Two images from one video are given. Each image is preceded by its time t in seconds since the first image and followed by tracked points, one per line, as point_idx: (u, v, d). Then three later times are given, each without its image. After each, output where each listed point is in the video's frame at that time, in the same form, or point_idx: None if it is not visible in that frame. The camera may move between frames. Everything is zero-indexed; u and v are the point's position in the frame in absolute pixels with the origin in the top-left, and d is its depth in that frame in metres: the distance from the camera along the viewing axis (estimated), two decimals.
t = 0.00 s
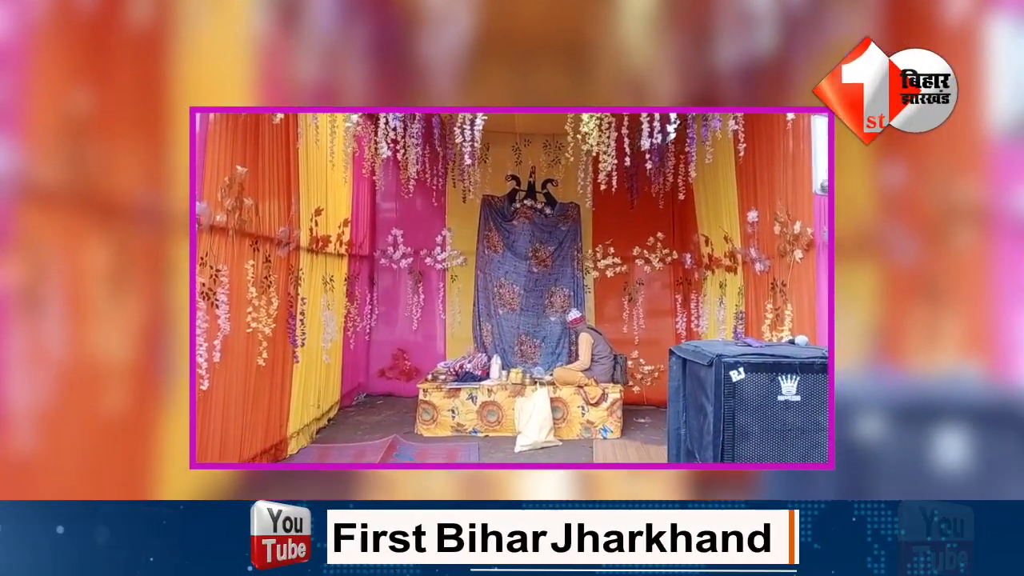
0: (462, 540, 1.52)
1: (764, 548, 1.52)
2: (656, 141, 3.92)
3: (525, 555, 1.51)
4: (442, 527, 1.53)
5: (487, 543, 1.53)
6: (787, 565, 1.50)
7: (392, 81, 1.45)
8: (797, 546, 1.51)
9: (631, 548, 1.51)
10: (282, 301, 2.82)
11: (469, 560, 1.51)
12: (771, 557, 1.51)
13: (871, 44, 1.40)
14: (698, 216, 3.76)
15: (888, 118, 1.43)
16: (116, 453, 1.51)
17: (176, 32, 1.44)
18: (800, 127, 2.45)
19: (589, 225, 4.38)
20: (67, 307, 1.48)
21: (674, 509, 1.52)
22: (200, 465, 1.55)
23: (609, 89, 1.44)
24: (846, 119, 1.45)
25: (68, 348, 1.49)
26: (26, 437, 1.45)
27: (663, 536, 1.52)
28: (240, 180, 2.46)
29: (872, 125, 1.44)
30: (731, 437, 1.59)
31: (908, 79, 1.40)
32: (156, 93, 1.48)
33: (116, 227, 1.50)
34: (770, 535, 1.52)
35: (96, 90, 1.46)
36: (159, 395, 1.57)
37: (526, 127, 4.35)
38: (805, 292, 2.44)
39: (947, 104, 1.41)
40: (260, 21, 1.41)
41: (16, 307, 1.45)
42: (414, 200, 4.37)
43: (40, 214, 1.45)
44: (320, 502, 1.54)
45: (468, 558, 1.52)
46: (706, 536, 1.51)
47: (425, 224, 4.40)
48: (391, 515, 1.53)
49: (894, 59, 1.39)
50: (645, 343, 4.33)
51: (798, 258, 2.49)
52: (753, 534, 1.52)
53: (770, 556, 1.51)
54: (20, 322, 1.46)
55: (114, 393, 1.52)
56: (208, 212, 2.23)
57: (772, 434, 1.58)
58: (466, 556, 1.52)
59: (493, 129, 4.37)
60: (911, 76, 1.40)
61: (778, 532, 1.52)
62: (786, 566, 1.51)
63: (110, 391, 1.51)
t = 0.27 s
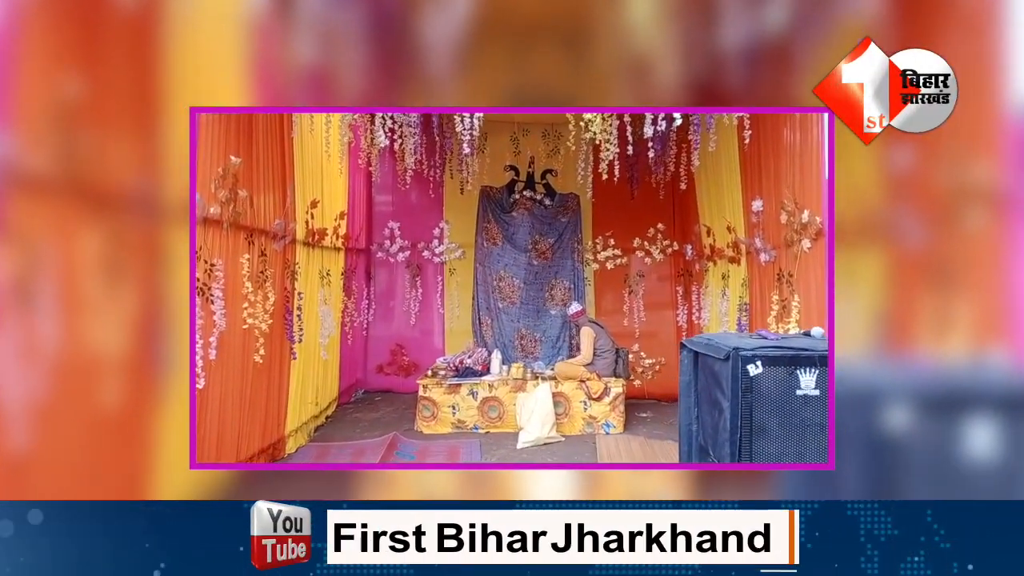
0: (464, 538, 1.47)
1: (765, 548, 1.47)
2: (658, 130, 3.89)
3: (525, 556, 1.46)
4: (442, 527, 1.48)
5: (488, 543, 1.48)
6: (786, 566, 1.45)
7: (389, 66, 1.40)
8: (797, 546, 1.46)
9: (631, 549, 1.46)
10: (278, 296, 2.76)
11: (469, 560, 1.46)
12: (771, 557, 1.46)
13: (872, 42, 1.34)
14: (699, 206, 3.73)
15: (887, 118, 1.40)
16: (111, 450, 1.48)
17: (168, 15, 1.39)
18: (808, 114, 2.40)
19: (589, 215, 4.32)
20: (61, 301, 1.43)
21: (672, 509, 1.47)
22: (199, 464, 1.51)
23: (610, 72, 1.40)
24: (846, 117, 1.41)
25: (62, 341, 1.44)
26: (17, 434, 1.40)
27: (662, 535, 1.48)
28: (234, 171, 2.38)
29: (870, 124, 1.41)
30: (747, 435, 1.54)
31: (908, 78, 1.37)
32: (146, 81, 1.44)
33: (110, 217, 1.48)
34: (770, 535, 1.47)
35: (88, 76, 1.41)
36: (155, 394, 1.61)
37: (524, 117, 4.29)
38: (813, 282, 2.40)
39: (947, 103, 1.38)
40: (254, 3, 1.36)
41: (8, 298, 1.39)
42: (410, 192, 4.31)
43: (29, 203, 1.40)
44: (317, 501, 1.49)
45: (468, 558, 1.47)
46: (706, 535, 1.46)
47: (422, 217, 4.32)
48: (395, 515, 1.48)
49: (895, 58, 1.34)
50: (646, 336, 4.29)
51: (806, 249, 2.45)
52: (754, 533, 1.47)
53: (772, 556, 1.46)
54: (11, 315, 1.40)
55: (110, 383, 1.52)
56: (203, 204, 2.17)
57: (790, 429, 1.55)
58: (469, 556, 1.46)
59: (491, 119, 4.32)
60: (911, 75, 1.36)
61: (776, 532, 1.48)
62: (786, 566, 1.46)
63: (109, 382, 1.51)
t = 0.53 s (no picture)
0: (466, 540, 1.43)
1: (764, 548, 1.44)
2: (653, 132, 3.88)
3: (525, 555, 1.42)
4: (442, 526, 1.44)
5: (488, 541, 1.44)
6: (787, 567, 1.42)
7: (378, 62, 1.36)
8: (797, 545, 1.43)
9: (631, 548, 1.43)
10: (265, 295, 2.69)
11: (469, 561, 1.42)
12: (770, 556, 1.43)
13: (870, 43, 1.33)
14: (692, 210, 3.71)
15: (887, 118, 1.37)
16: (88, 454, 1.41)
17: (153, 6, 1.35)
18: (805, 118, 2.39)
19: (581, 217, 4.29)
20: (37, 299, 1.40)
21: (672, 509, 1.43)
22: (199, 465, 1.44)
23: (600, 72, 1.37)
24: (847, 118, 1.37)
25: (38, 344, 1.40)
26: None
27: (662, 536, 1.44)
28: (221, 167, 2.32)
29: (871, 124, 1.38)
30: (752, 440, 1.52)
31: (909, 78, 1.34)
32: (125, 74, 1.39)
33: (91, 216, 1.42)
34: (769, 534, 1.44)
35: (68, 66, 1.36)
36: (134, 391, 1.48)
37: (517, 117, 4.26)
38: (809, 285, 2.39)
39: (947, 104, 1.35)
40: None
41: None
42: (400, 191, 4.25)
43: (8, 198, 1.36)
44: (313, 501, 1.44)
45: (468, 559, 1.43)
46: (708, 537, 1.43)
47: (412, 217, 4.27)
48: (395, 516, 1.43)
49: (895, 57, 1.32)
50: (637, 338, 4.27)
51: (802, 252, 2.44)
52: (753, 533, 1.44)
53: (772, 556, 1.43)
54: None
55: (88, 386, 1.43)
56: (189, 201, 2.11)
57: (793, 435, 1.52)
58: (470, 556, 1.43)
59: (484, 119, 4.28)
60: (911, 74, 1.34)
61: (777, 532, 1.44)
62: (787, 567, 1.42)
63: (86, 386, 1.43)
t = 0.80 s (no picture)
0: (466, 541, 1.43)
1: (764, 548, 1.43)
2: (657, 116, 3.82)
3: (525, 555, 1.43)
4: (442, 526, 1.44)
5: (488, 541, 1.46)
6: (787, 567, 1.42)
7: (378, 44, 1.36)
8: (796, 545, 1.44)
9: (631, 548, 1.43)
10: (267, 287, 2.65)
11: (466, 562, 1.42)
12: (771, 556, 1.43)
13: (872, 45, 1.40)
14: (697, 196, 3.67)
15: (887, 118, 1.44)
16: (90, 437, 1.51)
17: None
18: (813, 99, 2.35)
19: (585, 204, 4.23)
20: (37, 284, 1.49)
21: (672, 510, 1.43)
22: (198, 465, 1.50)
23: (587, 55, 1.37)
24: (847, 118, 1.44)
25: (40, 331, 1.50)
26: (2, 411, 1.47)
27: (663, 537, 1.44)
28: (219, 156, 2.27)
29: (871, 125, 1.45)
30: (771, 432, 1.49)
31: (908, 78, 1.41)
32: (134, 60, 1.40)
33: (88, 199, 1.51)
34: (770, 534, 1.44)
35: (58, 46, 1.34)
36: (137, 377, 1.58)
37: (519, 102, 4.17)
38: (820, 270, 2.35)
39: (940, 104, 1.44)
40: None
41: None
42: (401, 179, 4.19)
43: (8, 183, 1.46)
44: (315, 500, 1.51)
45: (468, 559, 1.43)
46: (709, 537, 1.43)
47: (414, 206, 4.21)
48: (393, 516, 1.44)
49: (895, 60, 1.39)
50: (643, 326, 4.23)
51: (813, 236, 2.40)
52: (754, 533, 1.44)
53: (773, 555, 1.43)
54: None
55: (91, 372, 1.53)
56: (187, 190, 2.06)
57: (814, 424, 1.49)
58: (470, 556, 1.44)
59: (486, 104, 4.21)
60: (913, 74, 1.40)
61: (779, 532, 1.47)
62: (787, 567, 1.44)
63: (90, 373, 1.53)
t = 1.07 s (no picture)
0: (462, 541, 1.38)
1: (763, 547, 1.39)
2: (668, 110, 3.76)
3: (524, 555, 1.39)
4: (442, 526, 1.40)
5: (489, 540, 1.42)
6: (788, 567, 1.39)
7: (370, 37, 1.42)
8: (796, 545, 1.39)
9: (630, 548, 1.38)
10: (271, 280, 2.61)
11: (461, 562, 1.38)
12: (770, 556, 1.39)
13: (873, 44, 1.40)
14: (708, 193, 3.61)
15: (888, 118, 1.44)
16: (95, 425, 1.54)
17: None
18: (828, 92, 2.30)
19: (593, 200, 4.17)
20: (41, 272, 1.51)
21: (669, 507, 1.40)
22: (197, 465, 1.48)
23: (575, 50, 1.42)
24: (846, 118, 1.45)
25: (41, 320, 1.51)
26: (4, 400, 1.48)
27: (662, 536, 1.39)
28: (222, 146, 2.22)
29: (871, 125, 1.45)
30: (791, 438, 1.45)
31: (908, 78, 1.41)
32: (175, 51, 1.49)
33: (91, 187, 1.53)
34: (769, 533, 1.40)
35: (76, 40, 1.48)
36: (145, 368, 1.61)
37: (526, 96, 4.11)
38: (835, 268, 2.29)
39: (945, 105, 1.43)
40: None
41: None
42: (406, 172, 4.15)
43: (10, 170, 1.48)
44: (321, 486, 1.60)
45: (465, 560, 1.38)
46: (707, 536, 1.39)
47: (420, 200, 4.17)
48: (393, 516, 1.40)
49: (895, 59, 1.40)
50: (651, 324, 4.16)
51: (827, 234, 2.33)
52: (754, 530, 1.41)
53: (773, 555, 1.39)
54: None
55: (95, 363, 1.55)
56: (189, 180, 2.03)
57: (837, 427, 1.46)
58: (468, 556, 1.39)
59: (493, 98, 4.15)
60: (911, 75, 1.41)
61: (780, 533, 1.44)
62: (787, 567, 1.40)
63: (93, 363, 1.55)
